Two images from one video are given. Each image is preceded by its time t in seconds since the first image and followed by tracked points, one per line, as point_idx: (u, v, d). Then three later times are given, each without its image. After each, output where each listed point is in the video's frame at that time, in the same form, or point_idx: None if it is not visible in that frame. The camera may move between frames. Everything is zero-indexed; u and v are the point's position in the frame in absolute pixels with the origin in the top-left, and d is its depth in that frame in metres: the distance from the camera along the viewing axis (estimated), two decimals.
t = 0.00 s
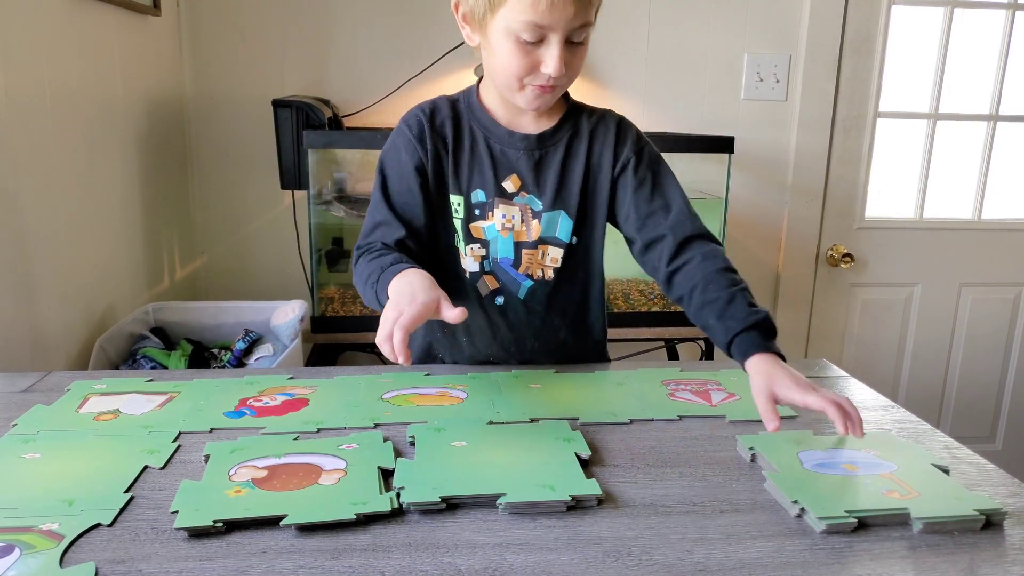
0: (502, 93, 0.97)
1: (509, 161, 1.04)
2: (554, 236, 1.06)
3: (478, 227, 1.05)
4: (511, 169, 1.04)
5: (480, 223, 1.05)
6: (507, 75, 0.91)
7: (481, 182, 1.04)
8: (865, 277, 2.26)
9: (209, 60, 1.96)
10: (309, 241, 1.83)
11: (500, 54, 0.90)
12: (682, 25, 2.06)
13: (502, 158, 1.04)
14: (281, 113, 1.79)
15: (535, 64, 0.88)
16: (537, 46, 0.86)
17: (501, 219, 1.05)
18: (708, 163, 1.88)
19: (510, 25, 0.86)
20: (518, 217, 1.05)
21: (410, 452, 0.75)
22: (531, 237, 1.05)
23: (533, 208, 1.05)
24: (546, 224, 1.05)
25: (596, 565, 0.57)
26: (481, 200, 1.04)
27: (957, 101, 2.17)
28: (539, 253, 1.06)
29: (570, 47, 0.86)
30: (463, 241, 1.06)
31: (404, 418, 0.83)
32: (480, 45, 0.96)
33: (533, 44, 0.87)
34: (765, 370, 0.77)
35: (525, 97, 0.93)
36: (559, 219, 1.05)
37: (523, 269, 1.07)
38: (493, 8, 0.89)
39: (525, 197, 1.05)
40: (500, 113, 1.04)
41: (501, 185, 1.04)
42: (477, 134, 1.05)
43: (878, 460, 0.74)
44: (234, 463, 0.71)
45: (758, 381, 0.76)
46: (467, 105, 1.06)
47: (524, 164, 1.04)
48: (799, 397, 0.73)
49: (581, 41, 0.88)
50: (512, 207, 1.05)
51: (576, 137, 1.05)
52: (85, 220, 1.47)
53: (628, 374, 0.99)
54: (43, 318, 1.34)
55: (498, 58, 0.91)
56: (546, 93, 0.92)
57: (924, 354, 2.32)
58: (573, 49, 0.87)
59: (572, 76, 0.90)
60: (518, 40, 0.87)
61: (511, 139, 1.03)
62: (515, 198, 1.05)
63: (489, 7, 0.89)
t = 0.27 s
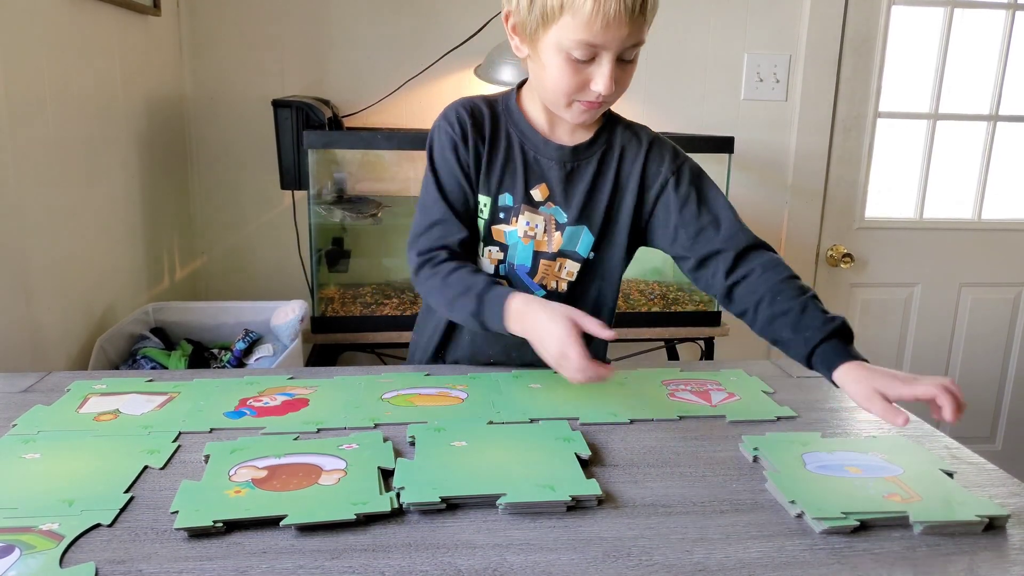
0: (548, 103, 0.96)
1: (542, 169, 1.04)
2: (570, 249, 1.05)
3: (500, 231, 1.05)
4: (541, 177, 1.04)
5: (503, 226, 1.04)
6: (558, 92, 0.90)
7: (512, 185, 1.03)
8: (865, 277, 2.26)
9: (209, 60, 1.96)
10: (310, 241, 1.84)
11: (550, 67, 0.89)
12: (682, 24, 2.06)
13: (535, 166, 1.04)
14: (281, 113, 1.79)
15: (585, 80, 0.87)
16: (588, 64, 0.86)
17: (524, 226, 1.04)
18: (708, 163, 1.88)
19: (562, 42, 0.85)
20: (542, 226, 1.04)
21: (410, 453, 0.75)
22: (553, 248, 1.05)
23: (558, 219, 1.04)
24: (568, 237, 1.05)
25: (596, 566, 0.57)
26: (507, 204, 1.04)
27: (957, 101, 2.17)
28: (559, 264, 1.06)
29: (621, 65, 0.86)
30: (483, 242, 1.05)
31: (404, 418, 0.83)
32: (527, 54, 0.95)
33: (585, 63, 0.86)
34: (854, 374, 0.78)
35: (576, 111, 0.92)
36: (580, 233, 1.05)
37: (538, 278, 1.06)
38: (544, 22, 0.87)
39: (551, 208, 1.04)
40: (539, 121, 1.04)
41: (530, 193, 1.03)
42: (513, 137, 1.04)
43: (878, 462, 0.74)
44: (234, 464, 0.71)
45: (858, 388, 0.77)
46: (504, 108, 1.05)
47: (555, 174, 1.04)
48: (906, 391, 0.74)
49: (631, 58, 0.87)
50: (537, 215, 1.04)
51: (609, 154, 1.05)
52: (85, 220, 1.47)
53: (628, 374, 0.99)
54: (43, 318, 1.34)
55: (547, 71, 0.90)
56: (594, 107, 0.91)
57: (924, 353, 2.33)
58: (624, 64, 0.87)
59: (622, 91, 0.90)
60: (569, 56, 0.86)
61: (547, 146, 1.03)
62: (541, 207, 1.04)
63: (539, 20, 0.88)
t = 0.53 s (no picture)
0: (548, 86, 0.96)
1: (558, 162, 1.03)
2: (585, 244, 1.05)
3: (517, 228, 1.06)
4: (565, 174, 1.03)
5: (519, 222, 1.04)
6: (562, 71, 0.90)
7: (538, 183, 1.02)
8: (865, 277, 2.26)
9: (209, 60, 1.96)
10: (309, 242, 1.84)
11: (557, 45, 0.89)
12: (682, 25, 2.06)
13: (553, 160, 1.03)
14: (281, 113, 1.79)
15: (593, 58, 0.87)
16: (596, 41, 0.86)
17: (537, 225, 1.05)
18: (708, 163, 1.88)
19: (573, 17, 0.85)
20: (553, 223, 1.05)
21: (411, 452, 0.75)
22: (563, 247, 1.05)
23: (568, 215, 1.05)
24: (578, 231, 1.05)
25: (596, 566, 0.57)
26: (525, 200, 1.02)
27: (957, 102, 2.17)
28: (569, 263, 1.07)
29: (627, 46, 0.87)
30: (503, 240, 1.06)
31: (404, 418, 0.83)
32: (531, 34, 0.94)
33: (593, 40, 0.86)
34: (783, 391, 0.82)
35: (580, 95, 0.92)
36: (590, 225, 1.05)
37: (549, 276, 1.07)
38: None
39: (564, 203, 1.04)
40: (547, 111, 1.02)
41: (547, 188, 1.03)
42: (540, 134, 1.02)
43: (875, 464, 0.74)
44: (234, 464, 0.71)
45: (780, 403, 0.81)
46: (519, 104, 1.02)
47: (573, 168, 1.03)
48: (818, 429, 0.78)
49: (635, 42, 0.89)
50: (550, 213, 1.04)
51: (610, 141, 1.06)
52: (84, 220, 1.47)
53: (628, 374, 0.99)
54: (43, 318, 1.34)
55: (552, 49, 0.90)
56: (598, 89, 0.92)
57: (924, 354, 2.33)
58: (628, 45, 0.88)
59: (623, 73, 0.91)
60: (577, 33, 0.86)
61: (571, 144, 1.02)
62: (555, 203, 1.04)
63: None
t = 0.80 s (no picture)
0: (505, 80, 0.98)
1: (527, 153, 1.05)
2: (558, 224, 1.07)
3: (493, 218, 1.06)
4: (528, 159, 1.05)
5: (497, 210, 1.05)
6: (515, 62, 0.93)
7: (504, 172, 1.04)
8: (866, 277, 2.26)
9: (209, 60, 1.96)
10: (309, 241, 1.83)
11: (506, 36, 0.92)
12: (682, 24, 2.06)
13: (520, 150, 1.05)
14: (281, 113, 1.79)
15: (541, 47, 0.90)
16: (543, 30, 0.89)
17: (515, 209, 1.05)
18: (708, 163, 1.88)
19: (519, 8, 0.88)
20: (527, 205, 1.04)
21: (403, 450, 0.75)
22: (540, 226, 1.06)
23: (538, 198, 1.06)
24: (550, 212, 1.07)
25: (595, 566, 0.57)
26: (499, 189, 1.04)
27: (958, 101, 2.17)
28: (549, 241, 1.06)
29: (573, 34, 0.89)
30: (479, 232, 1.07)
31: (404, 417, 0.83)
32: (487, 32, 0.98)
33: (539, 29, 0.89)
34: (709, 374, 0.84)
35: (533, 84, 0.94)
36: (560, 207, 1.07)
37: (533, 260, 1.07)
38: None
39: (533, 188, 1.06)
40: (510, 104, 1.05)
41: (518, 176, 1.04)
42: (501, 125, 1.04)
43: (873, 465, 0.74)
44: (229, 464, 0.71)
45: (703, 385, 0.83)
46: (480, 100, 1.05)
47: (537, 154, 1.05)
48: (731, 417, 0.80)
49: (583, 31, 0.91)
50: (524, 196, 1.04)
51: (574, 127, 1.08)
52: (84, 220, 1.47)
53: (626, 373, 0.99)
54: (43, 318, 1.34)
55: (504, 42, 0.93)
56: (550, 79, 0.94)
57: (924, 354, 2.32)
58: (575, 34, 0.90)
59: (573, 61, 0.93)
60: (524, 23, 0.89)
61: (532, 130, 1.04)
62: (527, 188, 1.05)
63: None
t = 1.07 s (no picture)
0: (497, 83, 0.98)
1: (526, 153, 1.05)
2: (558, 225, 1.08)
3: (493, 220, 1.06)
4: (528, 160, 1.05)
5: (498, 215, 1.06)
6: (500, 61, 0.93)
7: (502, 175, 1.04)
8: (865, 277, 2.26)
9: (209, 60, 1.96)
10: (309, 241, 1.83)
11: (489, 37, 0.93)
12: (682, 24, 2.06)
13: (519, 151, 1.04)
14: (281, 113, 1.79)
15: (523, 41, 0.90)
16: (522, 24, 0.89)
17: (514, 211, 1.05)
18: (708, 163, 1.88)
19: (495, 7, 0.90)
20: (528, 207, 1.05)
21: (398, 450, 0.75)
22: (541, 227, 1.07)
23: (539, 199, 1.07)
24: (550, 213, 1.08)
25: (594, 565, 0.57)
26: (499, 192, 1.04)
27: (958, 101, 2.17)
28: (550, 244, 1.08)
29: (553, 24, 0.89)
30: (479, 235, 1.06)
31: (403, 417, 0.83)
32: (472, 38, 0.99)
33: (519, 24, 0.89)
34: (713, 373, 0.84)
35: (520, 82, 0.94)
36: (561, 208, 1.08)
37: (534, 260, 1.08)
38: None
39: (533, 190, 1.06)
40: (509, 107, 1.05)
41: (518, 177, 1.04)
42: (499, 127, 1.04)
43: (874, 464, 0.74)
44: (225, 464, 0.71)
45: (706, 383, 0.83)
46: (477, 101, 1.05)
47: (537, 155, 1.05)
48: (743, 413, 0.80)
49: (564, 21, 0.90)
50: (525, 198, 1.05)
51: (574, 125, 1.08)
52: (84, 220, 1.47)
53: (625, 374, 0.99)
54: (43, 319, 1.34)
55: (488, 44, 0.94)
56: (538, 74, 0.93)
57: (924, 354, 2.32)
58: (555, 27, 0.90)
59: (559, 53, 0.92)
60: (503, 20, 0.90)
61: (530, 131, 1.04)
62: (527, 189, 1.05)
63: None
